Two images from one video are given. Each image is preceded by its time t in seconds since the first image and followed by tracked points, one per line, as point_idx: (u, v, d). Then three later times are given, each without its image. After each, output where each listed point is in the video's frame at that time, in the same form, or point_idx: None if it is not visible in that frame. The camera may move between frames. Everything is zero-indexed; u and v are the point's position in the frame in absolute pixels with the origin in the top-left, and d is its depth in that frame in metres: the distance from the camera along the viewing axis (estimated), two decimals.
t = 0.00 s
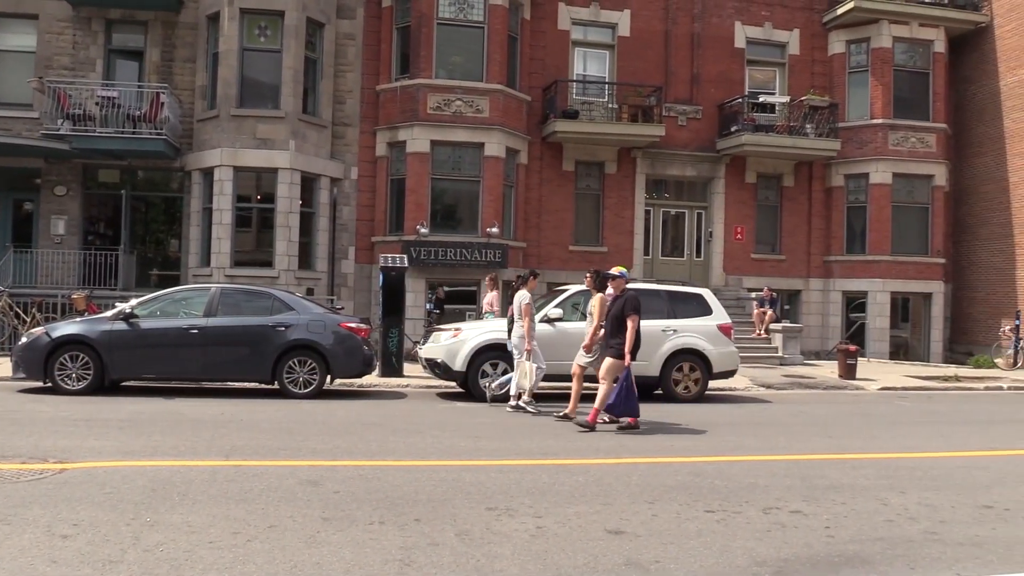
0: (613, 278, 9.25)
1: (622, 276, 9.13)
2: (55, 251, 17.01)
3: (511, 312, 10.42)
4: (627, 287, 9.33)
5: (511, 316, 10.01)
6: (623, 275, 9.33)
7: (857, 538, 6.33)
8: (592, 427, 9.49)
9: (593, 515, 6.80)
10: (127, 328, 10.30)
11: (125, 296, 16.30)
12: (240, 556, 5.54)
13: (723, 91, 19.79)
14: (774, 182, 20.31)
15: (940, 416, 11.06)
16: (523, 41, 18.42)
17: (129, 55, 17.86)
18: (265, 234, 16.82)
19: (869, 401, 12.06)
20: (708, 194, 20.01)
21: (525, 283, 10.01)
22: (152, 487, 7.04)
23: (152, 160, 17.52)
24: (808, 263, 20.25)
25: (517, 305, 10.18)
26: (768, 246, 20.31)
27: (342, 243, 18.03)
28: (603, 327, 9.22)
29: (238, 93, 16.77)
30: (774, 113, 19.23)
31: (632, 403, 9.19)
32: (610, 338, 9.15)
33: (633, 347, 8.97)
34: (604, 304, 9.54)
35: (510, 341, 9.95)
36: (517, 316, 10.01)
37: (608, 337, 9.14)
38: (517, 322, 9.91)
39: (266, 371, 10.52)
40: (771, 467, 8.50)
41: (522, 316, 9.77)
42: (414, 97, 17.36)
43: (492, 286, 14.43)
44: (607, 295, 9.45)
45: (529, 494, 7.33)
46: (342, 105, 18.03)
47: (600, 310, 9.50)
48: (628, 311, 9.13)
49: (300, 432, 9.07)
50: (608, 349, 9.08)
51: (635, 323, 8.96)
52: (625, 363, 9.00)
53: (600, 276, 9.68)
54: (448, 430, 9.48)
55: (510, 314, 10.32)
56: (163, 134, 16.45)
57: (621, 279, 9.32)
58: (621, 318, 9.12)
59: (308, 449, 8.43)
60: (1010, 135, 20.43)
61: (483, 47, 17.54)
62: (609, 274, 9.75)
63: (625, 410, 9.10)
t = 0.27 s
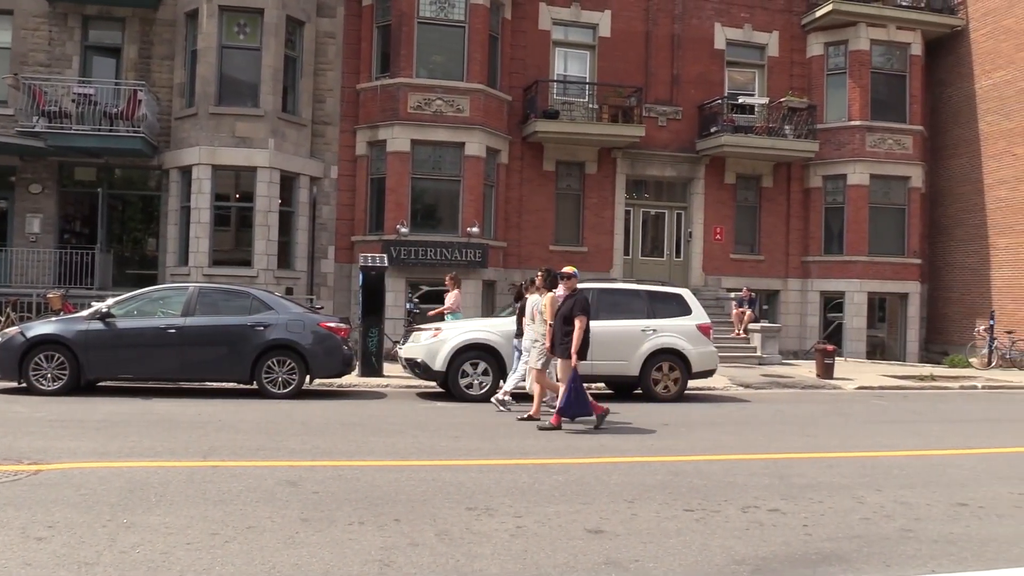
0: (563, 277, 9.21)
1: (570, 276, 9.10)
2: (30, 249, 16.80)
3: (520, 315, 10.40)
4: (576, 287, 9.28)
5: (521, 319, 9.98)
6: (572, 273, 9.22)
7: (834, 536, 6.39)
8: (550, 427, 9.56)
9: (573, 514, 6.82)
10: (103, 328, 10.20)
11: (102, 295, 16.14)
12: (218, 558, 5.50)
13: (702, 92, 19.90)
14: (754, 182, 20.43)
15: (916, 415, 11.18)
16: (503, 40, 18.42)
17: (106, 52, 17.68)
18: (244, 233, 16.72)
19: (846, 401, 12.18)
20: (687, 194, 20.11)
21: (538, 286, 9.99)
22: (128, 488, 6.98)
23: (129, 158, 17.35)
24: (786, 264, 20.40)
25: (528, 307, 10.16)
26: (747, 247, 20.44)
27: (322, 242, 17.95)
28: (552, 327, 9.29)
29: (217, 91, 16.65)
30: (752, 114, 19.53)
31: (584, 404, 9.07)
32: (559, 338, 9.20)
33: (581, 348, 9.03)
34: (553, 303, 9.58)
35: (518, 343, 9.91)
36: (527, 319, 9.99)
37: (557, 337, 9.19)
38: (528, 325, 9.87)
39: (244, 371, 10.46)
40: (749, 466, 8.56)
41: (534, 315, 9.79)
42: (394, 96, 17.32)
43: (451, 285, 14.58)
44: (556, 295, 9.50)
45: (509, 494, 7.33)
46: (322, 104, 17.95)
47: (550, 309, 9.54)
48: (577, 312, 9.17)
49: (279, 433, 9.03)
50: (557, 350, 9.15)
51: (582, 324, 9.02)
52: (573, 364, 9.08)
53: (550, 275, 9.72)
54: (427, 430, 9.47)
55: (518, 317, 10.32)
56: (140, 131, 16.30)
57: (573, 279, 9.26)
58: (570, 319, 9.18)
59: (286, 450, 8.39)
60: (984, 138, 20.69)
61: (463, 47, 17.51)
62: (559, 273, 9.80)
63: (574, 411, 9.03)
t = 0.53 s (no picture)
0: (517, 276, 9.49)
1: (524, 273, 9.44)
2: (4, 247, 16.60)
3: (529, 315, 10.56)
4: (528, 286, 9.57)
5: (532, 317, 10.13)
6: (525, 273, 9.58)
7: (811, 534, 6.45)
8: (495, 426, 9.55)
9: (552, 513, 6.84)
10: (78, 327, 10.11)
11: (77, 294, 15.98)
12: (195, 559, 5.47)
13: (682, 93, 20.00)
14: (733, 183, 20.56)
15: (892, 414, 11.31)
16: (483, 40, 18.41)
17: (82, 49, 17.49)
18: (222, 232, 16.61)
19: (822, 400, 12.29)
20: (666, 195, 20.20)
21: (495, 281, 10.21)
22: (104, 489, 6.92)
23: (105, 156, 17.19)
24: (764, 264, 20.55)
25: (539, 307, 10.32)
26: (725, 247, 20.57)
27: (301, 242, 17.87)
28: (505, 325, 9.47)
29: (195, 89, 16.52)
30: (731, 115, 19.68)
31: (536, 403, 9.28)
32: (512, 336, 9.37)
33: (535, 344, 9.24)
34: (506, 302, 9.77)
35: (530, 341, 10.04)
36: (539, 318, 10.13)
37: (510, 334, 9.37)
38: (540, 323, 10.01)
39: (222, 371, 10.40)
40: (726, 465, 8.62)
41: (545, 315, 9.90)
42: (374, 95, 17.27)
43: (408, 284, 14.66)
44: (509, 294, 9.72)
45: (488, 493, 7.34)
46: (301, 102, 17.87)
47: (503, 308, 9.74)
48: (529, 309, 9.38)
49: (257, 433, 8.98)
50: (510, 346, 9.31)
51: (537, 321, 9.27)
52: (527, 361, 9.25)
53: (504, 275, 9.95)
54: (406, 430, 9.46)
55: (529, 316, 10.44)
56: (117, 129, 16.18)
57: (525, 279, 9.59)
58: (523, 316, 9.38)
59: (264, 450, 8.35)
60: (959, 140, 20.94)
61: (444, 46, 17.48)
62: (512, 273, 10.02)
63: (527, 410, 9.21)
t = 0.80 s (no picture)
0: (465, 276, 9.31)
1: (472, 273, 9.30)
2: None
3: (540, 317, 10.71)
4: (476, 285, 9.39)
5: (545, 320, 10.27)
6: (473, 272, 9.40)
7: (789, 532, 6.50)
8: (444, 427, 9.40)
9: (532, 513, 6.85)
10: (53, 327, 10.01)
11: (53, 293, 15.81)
12: (173, 561, 5.43)
13: (662, 94, 20.08)
14: (712, 183, 20.67)
15: (868, 413, 11.43)
16: (464, 39, 18.39)
17: (58, 45, 17.29)
18: (200, 231, 16.49)
19: (800, 399, 12.38)
20: (646, 195, 20.27)
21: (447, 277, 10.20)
22: (79, 491, 6.84)
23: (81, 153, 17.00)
24: (743, 265, 20.68)
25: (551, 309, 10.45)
26: (705, 247, 20.67)
27: (280, 241, 17.77)
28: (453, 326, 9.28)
29: (172, 86, 16.38)
30: (711, 116, 19.66)
31: (490, 405, 9.23)
32: (460, 337, 9.22)
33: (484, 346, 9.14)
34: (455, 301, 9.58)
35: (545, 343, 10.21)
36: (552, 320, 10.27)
37: (458, 335, 9.20)
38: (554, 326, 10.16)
39: (200, 371, 10.32)
40: (705, 464, 8.66)
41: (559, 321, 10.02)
42: (354, 94, 17.20)
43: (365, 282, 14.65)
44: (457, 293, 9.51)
45: (468, 493, 7.34)
46: (281, 100, 17.76)
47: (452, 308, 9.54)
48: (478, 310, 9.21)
49: (235, 434, 8.92)
50: (458, 348, 9.17)
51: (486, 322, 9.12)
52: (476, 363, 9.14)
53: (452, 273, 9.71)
54: (385, 430, 9.43)
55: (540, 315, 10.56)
56: (93, 126, 16.01)
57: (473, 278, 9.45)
58: (471, 317, 9.21)
59: (242, 451, 8.30)
60: (934, 142, 21.18)
61: (424, 45, 17.44)
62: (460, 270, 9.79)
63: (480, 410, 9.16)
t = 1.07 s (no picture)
0: (420, 272, 9.16)
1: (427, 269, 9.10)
2: None
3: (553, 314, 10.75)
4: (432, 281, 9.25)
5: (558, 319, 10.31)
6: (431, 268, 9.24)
7: (770, 531, 6.54)
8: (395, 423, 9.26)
9: (514, 513, 6.85)
10: (31, 327, 9.91)
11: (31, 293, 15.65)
12: (153, 562, 5.39)
13: (644, 95, 20.14)
14: (694, 184, 20.76)
15: (849, 412, 11.52)
16: (447, 39, 18.36)
17: (36, 41, 17.11)
18: (181, 230, 16.37)
19: (781, 399, 12.46)
20: (629, 195, 20.32)
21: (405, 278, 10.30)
22: (57, 493, 6.78)
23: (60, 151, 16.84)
24: (725, 265, 20.79)
25: (564, 309, 10.45)
26: (687, 247, 20.75)
27: (262, 240, 17.68)
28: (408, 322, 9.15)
29: (153, 84, 16.26)
30: (694, 117, 19.86)
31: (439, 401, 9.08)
32: (413, 333, 9.09)
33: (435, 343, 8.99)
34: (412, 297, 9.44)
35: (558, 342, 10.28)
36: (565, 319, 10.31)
37: (412, 332, 9.07)
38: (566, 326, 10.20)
39: (180, 371, 10.26)
40: (687, 463, 8.70)
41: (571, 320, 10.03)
42: (337, 93, 17.14)
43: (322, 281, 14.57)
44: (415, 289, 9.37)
45: (451, 493, 7.34)
46: (263, 99, 17.67)
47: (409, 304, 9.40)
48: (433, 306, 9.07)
49: (216, 434, 8.87)
50: (410, 344, 9.04)
51: (439, 319, 8.98)
52: (428, 360, 9.00)
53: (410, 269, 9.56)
54: (367, 430, 9.41)
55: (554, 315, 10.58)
56: (72, 124, 15.88)
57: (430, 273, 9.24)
58: (426, 314, 9.08)
59: (223, 451, 8.25)
60: (914, 144, 21.37)
61: (407, 44, 17.40)
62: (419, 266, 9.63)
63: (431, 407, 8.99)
